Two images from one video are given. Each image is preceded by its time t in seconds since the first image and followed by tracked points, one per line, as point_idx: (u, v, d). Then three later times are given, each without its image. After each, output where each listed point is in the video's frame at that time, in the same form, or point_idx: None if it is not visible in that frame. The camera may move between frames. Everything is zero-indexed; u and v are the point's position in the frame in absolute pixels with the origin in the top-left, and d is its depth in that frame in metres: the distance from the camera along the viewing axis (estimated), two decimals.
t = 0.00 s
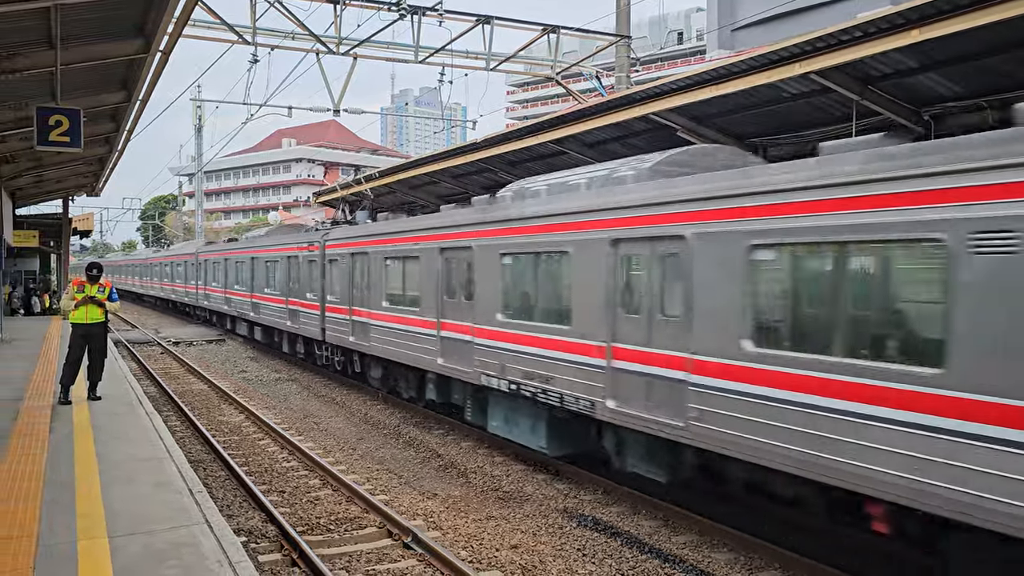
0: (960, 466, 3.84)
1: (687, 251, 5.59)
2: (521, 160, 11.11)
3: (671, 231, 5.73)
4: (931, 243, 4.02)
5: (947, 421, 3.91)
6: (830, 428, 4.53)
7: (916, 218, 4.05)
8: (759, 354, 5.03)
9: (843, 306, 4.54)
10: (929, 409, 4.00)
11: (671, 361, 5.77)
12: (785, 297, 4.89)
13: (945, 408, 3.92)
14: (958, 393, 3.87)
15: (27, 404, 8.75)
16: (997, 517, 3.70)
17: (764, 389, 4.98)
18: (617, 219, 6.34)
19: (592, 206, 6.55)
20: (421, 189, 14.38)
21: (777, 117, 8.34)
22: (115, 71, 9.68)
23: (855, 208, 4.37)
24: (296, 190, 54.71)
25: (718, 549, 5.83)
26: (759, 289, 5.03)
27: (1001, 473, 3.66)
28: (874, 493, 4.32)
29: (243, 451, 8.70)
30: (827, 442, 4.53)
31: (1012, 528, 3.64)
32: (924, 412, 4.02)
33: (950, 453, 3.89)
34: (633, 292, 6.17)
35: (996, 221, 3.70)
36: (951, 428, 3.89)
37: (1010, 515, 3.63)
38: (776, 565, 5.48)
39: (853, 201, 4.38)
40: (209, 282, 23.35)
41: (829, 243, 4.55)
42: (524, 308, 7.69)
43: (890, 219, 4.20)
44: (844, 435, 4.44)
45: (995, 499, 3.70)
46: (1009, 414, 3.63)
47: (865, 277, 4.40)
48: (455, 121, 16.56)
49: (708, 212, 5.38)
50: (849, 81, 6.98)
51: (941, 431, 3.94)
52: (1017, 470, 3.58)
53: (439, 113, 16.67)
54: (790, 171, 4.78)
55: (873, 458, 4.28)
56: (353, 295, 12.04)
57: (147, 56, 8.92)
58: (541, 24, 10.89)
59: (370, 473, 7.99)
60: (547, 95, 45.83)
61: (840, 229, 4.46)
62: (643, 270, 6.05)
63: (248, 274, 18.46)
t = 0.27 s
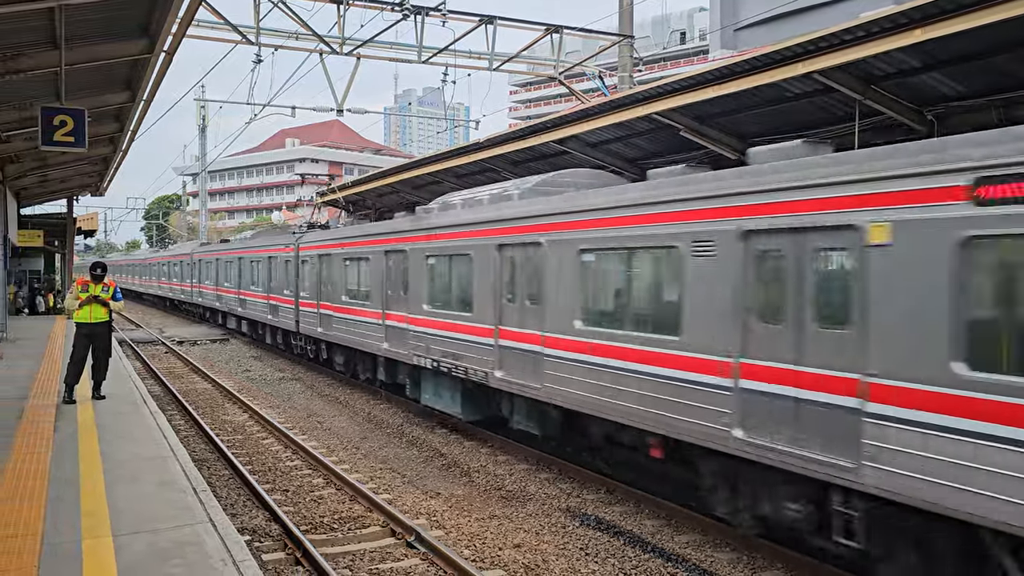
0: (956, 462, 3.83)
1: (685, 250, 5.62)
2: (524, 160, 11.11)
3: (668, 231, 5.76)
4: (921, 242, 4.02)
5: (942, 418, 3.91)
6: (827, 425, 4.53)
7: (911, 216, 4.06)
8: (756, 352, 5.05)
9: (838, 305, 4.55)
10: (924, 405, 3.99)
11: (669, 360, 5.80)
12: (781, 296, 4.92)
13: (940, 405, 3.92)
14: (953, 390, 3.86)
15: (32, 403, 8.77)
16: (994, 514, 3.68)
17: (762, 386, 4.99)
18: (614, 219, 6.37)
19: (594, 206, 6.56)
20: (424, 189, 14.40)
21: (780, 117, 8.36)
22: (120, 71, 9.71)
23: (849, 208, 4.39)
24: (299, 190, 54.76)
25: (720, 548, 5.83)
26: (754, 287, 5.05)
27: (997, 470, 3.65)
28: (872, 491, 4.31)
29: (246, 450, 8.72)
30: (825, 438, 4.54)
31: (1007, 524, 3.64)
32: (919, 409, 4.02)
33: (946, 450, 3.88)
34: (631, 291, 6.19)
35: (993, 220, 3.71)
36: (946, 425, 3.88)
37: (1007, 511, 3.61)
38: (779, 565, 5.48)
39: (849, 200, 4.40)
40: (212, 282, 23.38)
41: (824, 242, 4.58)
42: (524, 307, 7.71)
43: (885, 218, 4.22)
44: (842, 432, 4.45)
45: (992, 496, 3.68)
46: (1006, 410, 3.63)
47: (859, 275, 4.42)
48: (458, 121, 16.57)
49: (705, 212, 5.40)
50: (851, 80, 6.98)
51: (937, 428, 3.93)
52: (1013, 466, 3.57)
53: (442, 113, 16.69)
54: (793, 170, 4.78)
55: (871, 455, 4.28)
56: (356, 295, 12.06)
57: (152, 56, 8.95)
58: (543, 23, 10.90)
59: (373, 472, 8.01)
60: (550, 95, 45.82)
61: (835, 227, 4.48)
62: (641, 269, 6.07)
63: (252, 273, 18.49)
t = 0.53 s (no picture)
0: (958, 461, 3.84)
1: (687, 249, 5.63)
2: (528, 160, 11.12)
3: (670, 230, 5.77)
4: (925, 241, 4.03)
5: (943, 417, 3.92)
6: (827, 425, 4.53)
7: (916, 215, 4.06)
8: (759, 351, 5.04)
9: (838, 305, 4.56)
10: (926, 404, 4.01)
11: (671, 359, 5.80)
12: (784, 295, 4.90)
13: (942, 404, 3.93)
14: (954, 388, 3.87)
15: (36, 403, 8.80)
16: (996, 513, 3.69)
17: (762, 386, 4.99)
18: (617, 219, 6.38)
19: (598, 206, 6.56)
20: (427, 188, 14.41)
21: (784, 117, 8.36)
22: (124, 71, 9.73)
23: (854, 207, 4.39)
24: (302, 190, 54.82)
25: (723, 548, 5.83)
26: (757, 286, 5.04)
27: (1000, 469, 3.66)
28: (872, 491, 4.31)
29: (250, 450, 8.74)
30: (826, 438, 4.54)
31: (1012, 524, 3.64)
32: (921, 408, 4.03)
33: (948, 448, 3.89)
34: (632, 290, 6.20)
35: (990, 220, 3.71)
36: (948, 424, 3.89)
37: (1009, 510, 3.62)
38: (782, 565, 5.47)
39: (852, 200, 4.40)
40: (215, 281, 23.41)
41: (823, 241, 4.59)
42: (527, 306, 7.71)
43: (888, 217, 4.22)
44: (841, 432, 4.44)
45: (993, 495, 3.70)
46: (1006, 409, 3.63)
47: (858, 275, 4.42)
48: (461, 120, 16.59)
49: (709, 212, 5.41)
50: (855, 80, 6.97)
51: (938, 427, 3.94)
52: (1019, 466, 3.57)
53: (445, 112, 16.70)
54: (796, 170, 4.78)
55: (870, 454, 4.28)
56: (359, 295, 12.07)
57: (156, 56, 8.96)
58: (546, 23, 10.90)
59: (377, 471, 8.01)
60: (553, 95, 45.82)
61: (836, 226, 4.48)
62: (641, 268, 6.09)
63: (255, 273, 18.53)
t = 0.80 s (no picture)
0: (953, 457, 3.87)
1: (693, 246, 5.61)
2: (531, 159, 11.11)
3: (675, 229, 5.75)
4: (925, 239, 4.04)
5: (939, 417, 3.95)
6: (825, 422, 4.57)
7: (927, 213, 4.02)
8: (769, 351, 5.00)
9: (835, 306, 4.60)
10: (920, 403, 4.04)
11: (673, 358, 5.81)
12: (795, 294, 4.87)
13: (940, 402, 3.94)
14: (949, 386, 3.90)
15: (41, 403, 8.82)
16: (990, 509, 3.73)
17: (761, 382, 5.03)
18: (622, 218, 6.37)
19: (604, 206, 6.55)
20: (430, 188, 14.41)
21: (788, 117, 8.35)
22: (128, 71, 9.74)
23: (865, 204, 4.35)
24: (305, 190, 54.81)
25: (727, 548, 5.82)
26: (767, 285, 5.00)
27: (990, 465, 3.70)
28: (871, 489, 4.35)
29: (253, 449, 8.75)
30: (825, 436, 4.57)
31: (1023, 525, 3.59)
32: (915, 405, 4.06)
33: (943, 446, 3.92)
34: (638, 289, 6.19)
35: (995, 218, 3.72)
36: (941, 421, 3.93)
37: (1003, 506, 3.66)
38: (786, 565, 5.46)
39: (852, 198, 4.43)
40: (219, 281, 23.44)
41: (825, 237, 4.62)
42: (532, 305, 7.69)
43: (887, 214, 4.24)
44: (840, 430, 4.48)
45: (987, 491, 3.73)
46: (1001, 406, 3.66)
47: (859, 273, 4.42)
48: (465, 120, 16.60)
49: (712, 210, 5.41)
50: (859, 79, 6.96)
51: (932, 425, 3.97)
52: None
53: (449, 112, 16.70)
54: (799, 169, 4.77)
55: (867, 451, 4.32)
56: (363, 295, 12.05)
57: (160, 56, 8.96)
58: (550, 23, 10.89)
59: (380, 471, 8.02)
60: (556, 95, 45.83)
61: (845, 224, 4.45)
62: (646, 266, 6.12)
63: (259, 273, 18.54)
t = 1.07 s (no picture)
0: (958, 454, 3.92)
1: (694, 245, 5.67)
2: (536, 160, 11.11)
3: (683, 228, 5.74)
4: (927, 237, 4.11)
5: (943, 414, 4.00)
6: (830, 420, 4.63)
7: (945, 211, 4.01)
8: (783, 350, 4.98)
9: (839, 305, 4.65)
10: (924, 401, 4.09)
11: (678, 357, 5.86)
12: (808, 292, 4.85)
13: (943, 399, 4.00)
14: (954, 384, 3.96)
15: (46, 402, 8.84)
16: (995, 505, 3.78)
17: (767, 381, 5.08)
18: (626, 217, 6.41)
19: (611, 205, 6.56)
20: (435, 188, 14.42)
21: (793, 117, 8.34)
22: (133, 72, 9.76)
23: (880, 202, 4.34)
24: (310, 190, 54.88)
25: (732, 548, 5.82)
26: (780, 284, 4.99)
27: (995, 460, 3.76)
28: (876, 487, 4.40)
29: (259, 449, 8.76)
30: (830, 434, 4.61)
31: None
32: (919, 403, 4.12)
33: (948, 443, 3.97)
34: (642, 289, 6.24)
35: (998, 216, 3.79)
36: (944, 418, 3.99)
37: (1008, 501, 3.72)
38: (791, 565, 5.45)
39: (853, 197, 4.50)
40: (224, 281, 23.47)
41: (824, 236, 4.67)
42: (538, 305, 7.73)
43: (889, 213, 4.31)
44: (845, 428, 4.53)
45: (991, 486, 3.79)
46: (1005, 402, 3.72)
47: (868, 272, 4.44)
48: (469, 120, 16.61)
49: (716, 209, 5.45)
50: (865, 79, 6.95)
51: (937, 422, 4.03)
52: None
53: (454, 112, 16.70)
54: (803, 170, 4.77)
55: (872, 450, 4.37)
56: (368, 295, 12.07)
57: (165, 56, 8.97)
58: (554, 23, 10.89)
59: (385, 471, 8.02)
60: (560, 95, 45.81)
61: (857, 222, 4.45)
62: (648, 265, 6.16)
63: (264, 273, 18.57)
